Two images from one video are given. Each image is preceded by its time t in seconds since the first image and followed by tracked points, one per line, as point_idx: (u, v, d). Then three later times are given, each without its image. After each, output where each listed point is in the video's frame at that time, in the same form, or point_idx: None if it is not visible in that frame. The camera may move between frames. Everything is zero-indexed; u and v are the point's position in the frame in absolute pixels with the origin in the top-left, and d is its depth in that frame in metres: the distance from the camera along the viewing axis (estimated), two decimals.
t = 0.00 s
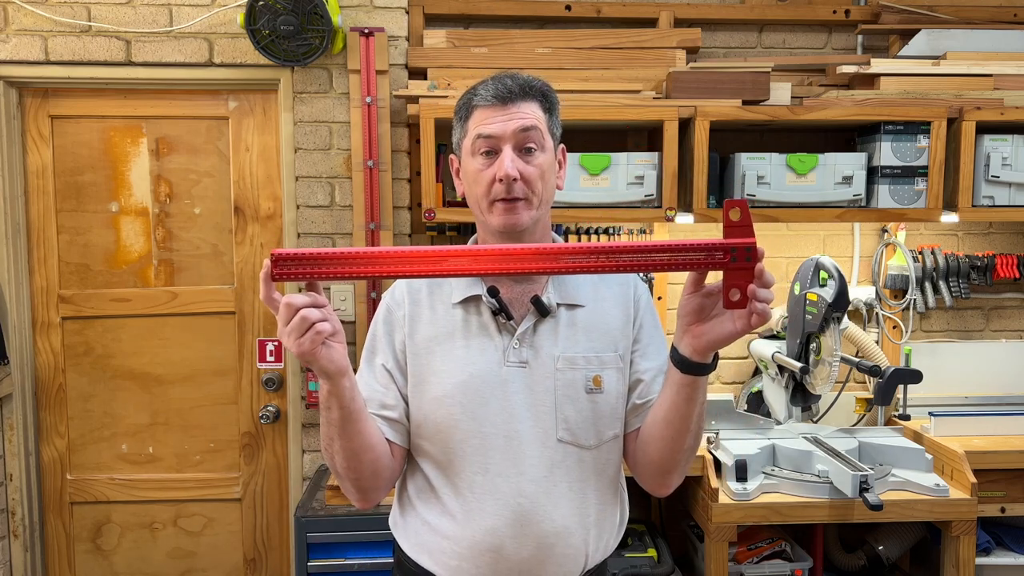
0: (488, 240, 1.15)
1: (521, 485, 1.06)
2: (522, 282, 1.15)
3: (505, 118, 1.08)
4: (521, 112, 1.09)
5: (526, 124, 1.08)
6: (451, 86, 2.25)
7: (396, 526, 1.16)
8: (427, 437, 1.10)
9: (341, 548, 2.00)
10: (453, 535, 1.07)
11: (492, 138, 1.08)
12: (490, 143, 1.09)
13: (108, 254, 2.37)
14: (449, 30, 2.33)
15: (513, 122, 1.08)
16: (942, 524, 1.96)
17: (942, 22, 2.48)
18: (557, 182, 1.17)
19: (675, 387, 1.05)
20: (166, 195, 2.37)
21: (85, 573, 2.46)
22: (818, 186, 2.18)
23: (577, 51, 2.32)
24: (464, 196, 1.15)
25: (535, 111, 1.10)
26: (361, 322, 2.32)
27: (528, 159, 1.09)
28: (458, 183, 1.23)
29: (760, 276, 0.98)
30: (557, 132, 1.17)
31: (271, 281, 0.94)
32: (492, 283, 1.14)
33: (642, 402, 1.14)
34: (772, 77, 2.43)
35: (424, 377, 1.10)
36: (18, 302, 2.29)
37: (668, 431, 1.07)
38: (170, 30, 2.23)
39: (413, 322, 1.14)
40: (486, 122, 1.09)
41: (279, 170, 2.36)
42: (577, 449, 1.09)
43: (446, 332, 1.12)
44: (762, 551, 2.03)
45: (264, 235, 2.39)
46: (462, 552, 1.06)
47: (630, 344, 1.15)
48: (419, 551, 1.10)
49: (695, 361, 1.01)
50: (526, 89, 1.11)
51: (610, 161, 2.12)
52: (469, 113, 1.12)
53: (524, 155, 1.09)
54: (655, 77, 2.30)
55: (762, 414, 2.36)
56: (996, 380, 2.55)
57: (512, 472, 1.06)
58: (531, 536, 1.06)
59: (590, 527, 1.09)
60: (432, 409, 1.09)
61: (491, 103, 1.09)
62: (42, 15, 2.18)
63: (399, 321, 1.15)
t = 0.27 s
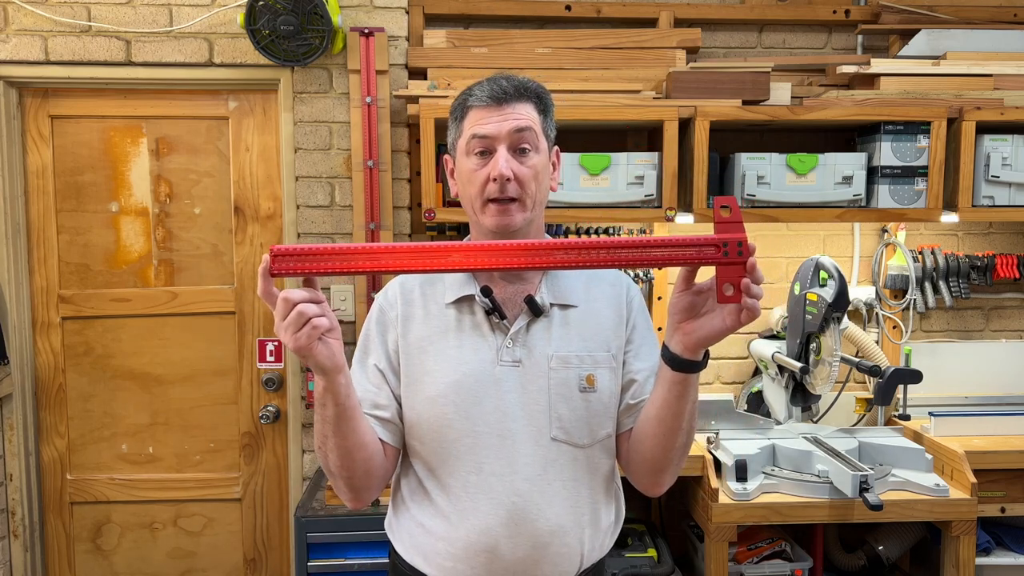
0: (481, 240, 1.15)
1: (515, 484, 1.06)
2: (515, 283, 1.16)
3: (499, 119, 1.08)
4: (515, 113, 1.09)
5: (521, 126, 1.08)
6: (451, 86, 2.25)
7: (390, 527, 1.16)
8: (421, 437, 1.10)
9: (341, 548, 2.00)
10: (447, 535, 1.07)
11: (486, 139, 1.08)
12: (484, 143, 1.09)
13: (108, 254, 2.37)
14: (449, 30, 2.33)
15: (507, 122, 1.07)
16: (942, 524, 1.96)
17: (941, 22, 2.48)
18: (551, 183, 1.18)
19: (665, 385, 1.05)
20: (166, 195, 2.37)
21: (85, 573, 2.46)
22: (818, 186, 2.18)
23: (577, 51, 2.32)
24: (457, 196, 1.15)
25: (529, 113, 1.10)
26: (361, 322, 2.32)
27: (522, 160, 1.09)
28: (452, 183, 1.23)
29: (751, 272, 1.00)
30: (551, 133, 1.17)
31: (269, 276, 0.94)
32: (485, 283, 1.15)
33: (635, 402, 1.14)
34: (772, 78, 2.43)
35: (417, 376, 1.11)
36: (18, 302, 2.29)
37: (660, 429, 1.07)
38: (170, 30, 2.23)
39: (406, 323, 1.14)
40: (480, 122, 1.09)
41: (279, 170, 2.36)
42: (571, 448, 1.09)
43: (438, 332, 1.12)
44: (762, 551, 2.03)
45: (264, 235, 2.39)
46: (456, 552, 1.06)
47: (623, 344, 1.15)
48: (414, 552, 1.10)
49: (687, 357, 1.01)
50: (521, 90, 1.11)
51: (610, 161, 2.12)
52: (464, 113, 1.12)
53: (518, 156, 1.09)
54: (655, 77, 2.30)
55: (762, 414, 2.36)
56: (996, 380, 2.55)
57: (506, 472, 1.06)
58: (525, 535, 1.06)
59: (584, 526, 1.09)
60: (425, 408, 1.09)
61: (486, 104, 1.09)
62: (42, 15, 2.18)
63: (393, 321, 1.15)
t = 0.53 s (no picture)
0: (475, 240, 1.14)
1: (513, 485, 1.06)
2: (511, 283, 1.16)
3: (492, 119, 1.08)
4: (509, 113, 1.09)
5: (514, 125, 1.08)
6: (451, 86, 2.25)
7: (387, 529, 1.16)
8: (418, 439, 1.10)
9: (341, 548, 1.99)
10: (444, 537, 1.07)
11: (479, 139, 1.08)
12: (478, 143, 1.09)
13: (108, 254, 2.37)
14: (449, 31, 2.33)
15: (500, 122, 1.08)
16: (942, 524, 1.96)
17: (941, 22, 2.48)
18: (544, 184, 1.17)
19: (654, 388, 1.06)
20: (166, 195, 2.37)
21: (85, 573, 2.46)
22: (818, 186, 2.18)
23: (577, 51, 2.32)
24: (450, 196, 1.15)
25: (523, 113, 1.10)
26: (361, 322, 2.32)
27: (515, 160, 1.09)
28: (445, 183, 1.22)
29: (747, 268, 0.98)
30: (545, 134, 1.16)
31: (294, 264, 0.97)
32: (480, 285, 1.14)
33: (631, 404, 1.14)
34: (772, 78, 2.43)
35: (411, 378, 1.10)
36: (18, 302, 2.29)
37: (652, 430, 1.08)
38: (170, 30, 2.23)
39: (400, 326, 1.13)
40: (473, 122, 1.09)
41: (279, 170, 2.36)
42: (569, 448, 1.09)
43: (433, 334, 1.11)
44: (762, 551, 2.03)
45: (264, 235, 2.38)
46: (455, 554, 1.06)
47: (619, 345, 1.15)
48: (411, 554, 1.10)
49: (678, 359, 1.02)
50: (514, 90, 1.11)
51: (610, 161, 2.12)
52: (457, 113, 1.12)
53: (511, 156, 1.09)
54: (655, 77, 2.30)
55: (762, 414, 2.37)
56: (997, 380, 2.54)
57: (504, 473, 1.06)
58: (524, 536, 1.06)
59: (582, 527, 1.10)
60: (421, 411, 1.09)
61: (479, 103, 1.09)
62: (42, 15, 2.18)
63: (386, 325, 1.14)
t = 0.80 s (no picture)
0: (475, 241, 1.14)
1: (513, 487, 1.06)
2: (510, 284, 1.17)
3: (490, 120, 1.08)
4: (507, 113, 1.08)
5: (511, 126, 1.08)
6: (451, 86, 2.25)
7: (386, 529, 1.16)
8: (417, 441, 1.10)
9: (341, 548, 1.99)
10: (444, 539, 1.07)
11: (477, 140, 1.08)
12: (476, 145, 1.09)
13: (107, 254, 2.37)
14: (449, 31, 2.33)
15: (498, 123, 1.08)
16: (942, 524, 1.96)
17: (941, 22, 2.48)
18: (544, 184, 1.17)
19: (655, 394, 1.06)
20: (166, 195, 2.37)
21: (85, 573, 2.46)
22: (818, 186, 2.18)
23: (577, 51, 2.32)
24: (449, 198, 1.15)
25: (521, 113, 1.10)
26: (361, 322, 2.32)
27: (514, 161, 1.09)
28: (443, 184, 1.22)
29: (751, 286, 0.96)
30: (543, 133, 1.16)
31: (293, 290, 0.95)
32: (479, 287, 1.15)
33: (631, 407, 1.14)
34: (772, 78, 2.43)
35: (411, 380, 1.10)
36: (18, 302, 2.29)
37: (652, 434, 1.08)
38: (170, 30, 2.22)
39: (398, 327, 1.13)
40: (471, 123, 1.09)
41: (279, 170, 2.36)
42: (568, 450, 1.09)
43: (432, 336, 1.11)
44: (762, 551, 2.03)
45: (264, 235, 2.38)
46: (454, 556, 1.06)
47: (618, 347, 1.15)
48: (410, 555, 1.10)
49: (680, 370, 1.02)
50: (512, 90, 1.11)
51: (610, 161, 2.12)
52: (455, 114, 1.12)
53: (509, 157, 1.09)
54: (655, 77, 2.30)
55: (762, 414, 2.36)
56: (996, 380, 2.54)
57: (504, 475, 1.07)
58: (524, 538, 1.06)
59: (582, 529, 1.09)
60: (420, 413, 1.09)
61: (477, 104, 1.09)
62: (42, 15, 2.18)
63: (384, 326, 1.14)
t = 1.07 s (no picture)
0: (475, 242, 1.15)
1: (511, 489, 1.06)
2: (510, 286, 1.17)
3: (492, 121, 1.08)
4: (508, 114, 1.08)
5: (513, 126, 1.08)
6: (451, 86, 2.25)
7: (384, 529, 1.16)
8: (416, 442, 1.10)
9: (340, 548, 1.99)
10: (441, 540, 1.07)
11: (479, 141, 1.08)
12: (477, 146, 1.09)
13: (108, 254, 2.37)
14: (449, 31, 2.33)
15: (500, 124, 1.07)
16: (942, 524, 1.96)
17: (941, 22, 2.48)
18: (545, 185, 1.17)
19: (660, 397, 1.06)
20: (166, 195, 2.37)
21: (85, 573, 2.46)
22: (818, 186, 2.18)
23: (577, 51, 2.32)
24: (449, 199, 1.15)
25: (522, 113, 1.10)
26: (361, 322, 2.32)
27: (516, 162, 1.09)
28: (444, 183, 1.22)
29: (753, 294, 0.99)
30: (545, 134, 1.16)
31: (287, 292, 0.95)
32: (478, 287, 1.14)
33: (631, 408, 1.14)
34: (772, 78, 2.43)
35: (410, 381, 1.10)
36: (18, 302, 2.29)
37: (656, 436, 1.08)
38: (170, 30, 2.22)
39: (397, 327, 1.13)
40: (473, 124, 1.09)
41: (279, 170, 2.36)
42: (567, 452, 1.09)
43: (431, 337, 1.11)
44: (762, 551, 2.03)
45: (264, 235, 2.38)
46: (452, 557, 1.06)
47: (618, 348, 1.15)
48: (408, 556, 1.10)
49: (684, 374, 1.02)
50: (514, 90, 1.11)
51: (610, 161, 2.12)
52: (456, 113, 1.12)
53: (511, 158, 1.09)
54: (655, 77, 2.30)
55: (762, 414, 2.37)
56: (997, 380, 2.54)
57: (502, 477, 1.07)
58: (522, 540, 1.06)
59: (581, 531, 1.09)
60: (419, 414, 1.09)
61: (479, 104, 1.09)
62: (42, 15, 2.18)
63: (383, 326, 1.14)
